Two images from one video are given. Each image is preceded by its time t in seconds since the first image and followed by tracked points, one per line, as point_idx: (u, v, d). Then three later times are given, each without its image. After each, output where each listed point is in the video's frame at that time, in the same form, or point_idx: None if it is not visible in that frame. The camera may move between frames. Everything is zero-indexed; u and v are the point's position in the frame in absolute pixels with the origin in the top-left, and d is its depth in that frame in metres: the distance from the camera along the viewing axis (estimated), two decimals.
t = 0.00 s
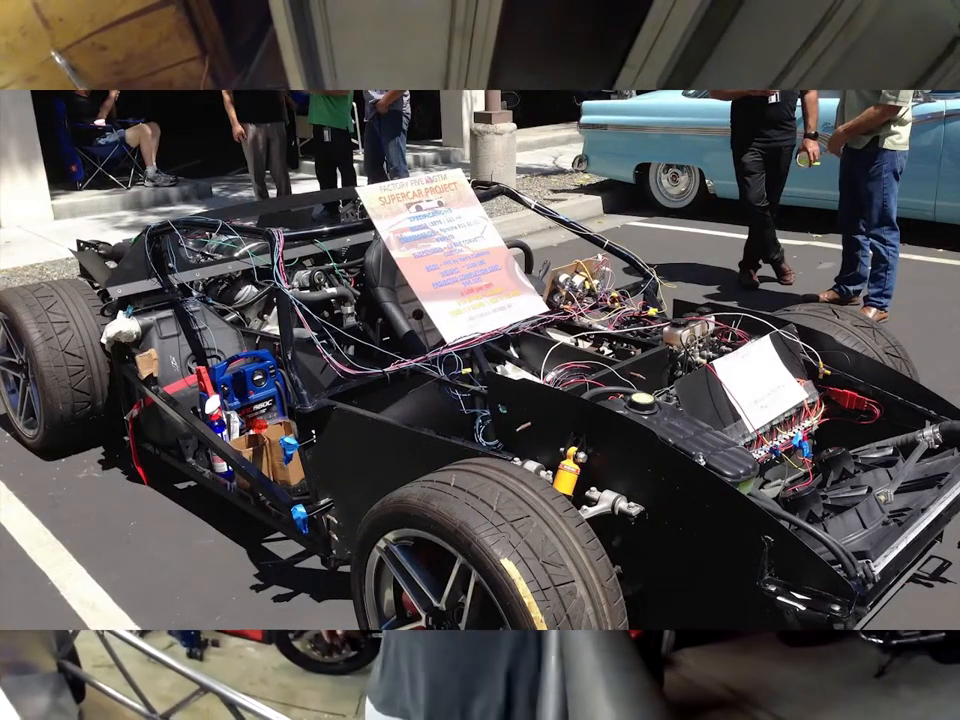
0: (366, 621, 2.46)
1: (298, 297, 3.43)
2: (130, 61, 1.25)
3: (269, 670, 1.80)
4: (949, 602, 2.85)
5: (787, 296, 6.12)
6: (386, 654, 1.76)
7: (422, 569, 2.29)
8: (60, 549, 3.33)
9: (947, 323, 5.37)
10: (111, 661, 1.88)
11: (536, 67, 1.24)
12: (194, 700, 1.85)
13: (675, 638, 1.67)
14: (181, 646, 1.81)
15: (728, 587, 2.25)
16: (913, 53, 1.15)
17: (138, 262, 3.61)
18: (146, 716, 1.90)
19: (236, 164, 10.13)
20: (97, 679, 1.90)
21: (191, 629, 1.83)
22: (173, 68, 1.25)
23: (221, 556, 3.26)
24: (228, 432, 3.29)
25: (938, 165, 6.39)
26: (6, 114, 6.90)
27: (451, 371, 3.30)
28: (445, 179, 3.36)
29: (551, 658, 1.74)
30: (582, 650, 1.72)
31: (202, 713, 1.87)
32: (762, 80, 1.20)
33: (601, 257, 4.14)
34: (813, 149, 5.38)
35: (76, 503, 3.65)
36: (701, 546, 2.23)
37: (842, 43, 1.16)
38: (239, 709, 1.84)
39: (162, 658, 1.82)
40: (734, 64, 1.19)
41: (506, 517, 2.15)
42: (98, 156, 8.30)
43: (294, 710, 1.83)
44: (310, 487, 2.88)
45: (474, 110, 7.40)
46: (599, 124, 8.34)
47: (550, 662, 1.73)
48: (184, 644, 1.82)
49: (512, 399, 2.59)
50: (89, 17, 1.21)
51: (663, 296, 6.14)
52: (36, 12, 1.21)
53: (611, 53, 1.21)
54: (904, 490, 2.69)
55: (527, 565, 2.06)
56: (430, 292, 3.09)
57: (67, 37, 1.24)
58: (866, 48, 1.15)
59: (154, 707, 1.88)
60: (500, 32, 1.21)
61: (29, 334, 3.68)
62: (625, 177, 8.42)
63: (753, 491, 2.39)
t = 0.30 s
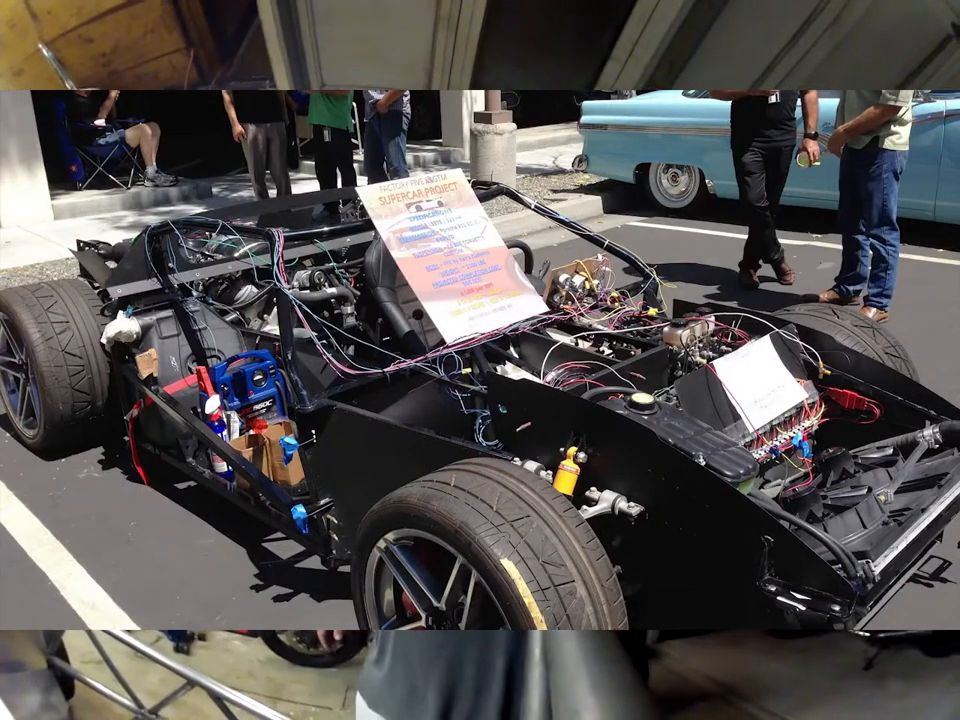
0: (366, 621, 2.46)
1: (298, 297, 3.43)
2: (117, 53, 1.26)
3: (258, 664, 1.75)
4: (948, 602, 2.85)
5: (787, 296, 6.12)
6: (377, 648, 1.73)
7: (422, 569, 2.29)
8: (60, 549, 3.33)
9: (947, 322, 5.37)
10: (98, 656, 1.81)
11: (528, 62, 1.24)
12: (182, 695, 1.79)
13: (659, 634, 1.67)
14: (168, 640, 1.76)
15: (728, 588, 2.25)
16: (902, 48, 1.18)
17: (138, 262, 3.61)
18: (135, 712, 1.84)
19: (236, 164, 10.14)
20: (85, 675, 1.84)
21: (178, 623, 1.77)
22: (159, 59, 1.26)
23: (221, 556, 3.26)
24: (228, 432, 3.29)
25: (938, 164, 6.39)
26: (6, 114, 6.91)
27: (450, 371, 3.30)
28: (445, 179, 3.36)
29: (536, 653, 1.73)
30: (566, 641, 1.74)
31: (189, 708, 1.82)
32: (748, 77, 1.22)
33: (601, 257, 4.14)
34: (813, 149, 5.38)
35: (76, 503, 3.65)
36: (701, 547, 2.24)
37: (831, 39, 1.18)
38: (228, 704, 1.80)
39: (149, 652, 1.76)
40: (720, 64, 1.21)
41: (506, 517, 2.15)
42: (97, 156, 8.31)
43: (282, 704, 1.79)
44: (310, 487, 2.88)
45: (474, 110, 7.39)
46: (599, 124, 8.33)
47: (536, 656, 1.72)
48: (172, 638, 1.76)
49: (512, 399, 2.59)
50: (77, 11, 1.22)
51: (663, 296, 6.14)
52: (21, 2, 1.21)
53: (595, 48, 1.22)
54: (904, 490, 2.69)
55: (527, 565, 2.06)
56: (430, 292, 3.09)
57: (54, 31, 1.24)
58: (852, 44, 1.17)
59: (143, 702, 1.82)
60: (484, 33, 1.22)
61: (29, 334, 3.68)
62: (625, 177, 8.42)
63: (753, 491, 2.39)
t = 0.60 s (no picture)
0: (366, 621, 2.46)
1: (298, 297, 3.43)
2: (115, 53, 1.26)
3: (256, 664, 1.74)
4: (949, 602, 2.85)
5: (787, 296, 6.13)
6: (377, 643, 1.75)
7: (422, 569, 2.29)
8: (59, 549, 3.33)
9: (947, 322, 5.37)
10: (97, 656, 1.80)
11: (526, 64, 1.24)
12: (181, 695, 1.77)
13: (656, 633, 1.70)
14: (167, 640, 1.75)
15: (728, 588, 2.25)
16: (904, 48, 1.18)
17: (138, 262, 3.61)
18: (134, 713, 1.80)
19: (236, 164, 10.14)
20: (84, 676, 1.82)
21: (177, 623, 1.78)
22: (157, 58, 1.26)
23: (221, 556, 3.26)
24: (228, 432, 3.29)
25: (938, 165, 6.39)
26: (6, 114, 6.92)
27: (450, 371, 3.30)
28: (446, 179, 3.36)
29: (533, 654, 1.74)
30: (563, 641, 1.76)
31: (188, 710, 1.78)
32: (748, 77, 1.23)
33: (601, 257, 4.14)
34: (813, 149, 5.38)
35: (76, 503, 3.65)
36: (702, 547, 2.23)
37: (832, 40, 1.18)
38: (226, 705, 1.76)
39: (148, 652, 1.76)
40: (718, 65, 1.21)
41: (506, 517, 2.15)
42: (97, 156, 8.32)
43: (279, 706, 1.75)
44: (310, 487, 2.88)
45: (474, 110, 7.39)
46: (599, 124, 8.33)
47: (533, 655, 1.73)
48: (171, 638, 1.76)
49: (512, 399, 2.59)
50: (77, 8, 1.22)
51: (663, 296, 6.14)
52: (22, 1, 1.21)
53: (593, 50, 1.23)
54: (904, 490, 2.69)
55: (527, 565, 2.06)
56: (430, 292, 3.09)
57: (54, 30, 1.24)
58: (853, 44, 1.17)
59: (142, 702, 1.79)
60: (483, 33, 1.22)
61: (29, 334, 3.68)
62: (625, 177, 8.42)
63: (753, 491, 2.39)
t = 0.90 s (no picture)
0: (366, 621, 2.46)
1: (298, 297, 3.43)
2: (113, 54, 1.26)
3: (254, 666, 1.76)
4: (949, 602, 2.85)
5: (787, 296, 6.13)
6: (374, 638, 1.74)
7: (422, 569, 2.29)
8: (59, 549, 3.33)
9: (947, 322, 5.37)
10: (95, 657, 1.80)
11: (526, 65, 1.24)
12: (178, 697, 1.77)
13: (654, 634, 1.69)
14: (164, 642, 1.76)
15: (728, 588, 2.25)
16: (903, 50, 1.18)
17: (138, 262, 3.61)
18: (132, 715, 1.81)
19: (236, 164, 10.15)
20: (82, 677, 1.82)
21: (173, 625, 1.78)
22: (155, 59, 1.25)
23: (221, 556, 3.26)
24: (228, 432, 3.29)
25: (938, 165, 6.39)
26: (6, 114, 6.91)
27: (451, 371, 3.30)
28: (445, 179, 3.36)
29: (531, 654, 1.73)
30: (561, 643, 1.75)
31: (186, 712, 1.79)
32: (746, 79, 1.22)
33: (601, 257, 4.14)
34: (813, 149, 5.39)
35: (76, 503, 3.65)
36: (702, 547, 2.23)
37: (830, 40, 1.18)
38: (223, 707, 1.77)
39: (145, 654, 1.75)
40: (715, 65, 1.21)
41: (506, 517, 2.15)
42: (97, 155, 8.33)
43: (277, 707, 1.76)
44: (310, 487, 2.88)
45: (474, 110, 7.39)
46: (599, 124, 8.33)
47: (531, 657, 1.72)
48: (168, 640, 1.76)
49: (512, 399, 2.59)
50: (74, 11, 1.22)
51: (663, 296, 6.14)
52: (22, 2, 1.22)
53: (592, 51, 1.23)
54: (904, 490, 2.69)
55: (527, 565, 2.06)
56: (430, 292, 3.09)
57: (51, 33, 1.24)
58: (853, 43, 1.17)
59: (139, 704, 1.80)
60: (482, 32, 1.22)
61: (29, 334, 3.68)
62: (625, 177, 8.42)
63: (753, 491, 2.39)
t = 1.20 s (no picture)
0: (366, 620, 2.46)
1: (298, 298, 3.42)
2: (118, 40, 1.26)
3: (244, 656, 1.75)
4: (949, 602, 2.85)
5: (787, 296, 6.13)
6: (366, 633, 1.72)
7: (422, 569, 2.30)
8: (59, 549, 3.33)
9: (947, 322, 5.37)
10: (85, 645, 1.82)
11: (531, 63, 1.25)
12: (167, 686, 1.80)
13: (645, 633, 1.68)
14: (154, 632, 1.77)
15: (728, 589, 2.25)
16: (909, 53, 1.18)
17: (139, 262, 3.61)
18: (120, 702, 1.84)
19: (236, 164, 10.16)
20: (71, 665, 1.84)
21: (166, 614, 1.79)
22: (160, 46, 1.26)
23: (221, 556, 3.26)
24: (228, 432, 3.29)
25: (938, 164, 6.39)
26: (6, 114, 6.91)
27: (450, 371, 3.30)
28: (446, 179, 3.36)
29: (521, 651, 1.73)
30: (552, 639, 1.75)
31: (175, 702, 1.81)
32: (750, 80, 1.22)
33: (601, 256, 4.14)
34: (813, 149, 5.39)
35: (76, 503, 3.65)
36: (702, 547, 2.23)
37: (832, 42, 1.18)
38: (213, 699, 1.78)
39: (136, 642, 1.78)
40: (718, 66, 1.21)
41: (506, 517, 2.15)
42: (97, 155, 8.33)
43: (266, 698, 1.78)
44: (310, 487, 2.88)
45: (474, 110, 7.38)
46: (599, 124, 8.33)
47: (521, 653, 1.72)
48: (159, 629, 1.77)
49: (512, 399, 2.59)
50: None
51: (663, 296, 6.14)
52: None
53: (594, 51, 1.23)
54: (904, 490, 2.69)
55: (527, 565, 2.06)
56: (430, 292, 3.09)
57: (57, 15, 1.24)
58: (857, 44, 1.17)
59: (128, 693, 1.82)
60: (486, 30, 1.21)
61: (29, 333, 3.68)
62: (625, 177, 8.42)
63: (753, 491, 2.39)
